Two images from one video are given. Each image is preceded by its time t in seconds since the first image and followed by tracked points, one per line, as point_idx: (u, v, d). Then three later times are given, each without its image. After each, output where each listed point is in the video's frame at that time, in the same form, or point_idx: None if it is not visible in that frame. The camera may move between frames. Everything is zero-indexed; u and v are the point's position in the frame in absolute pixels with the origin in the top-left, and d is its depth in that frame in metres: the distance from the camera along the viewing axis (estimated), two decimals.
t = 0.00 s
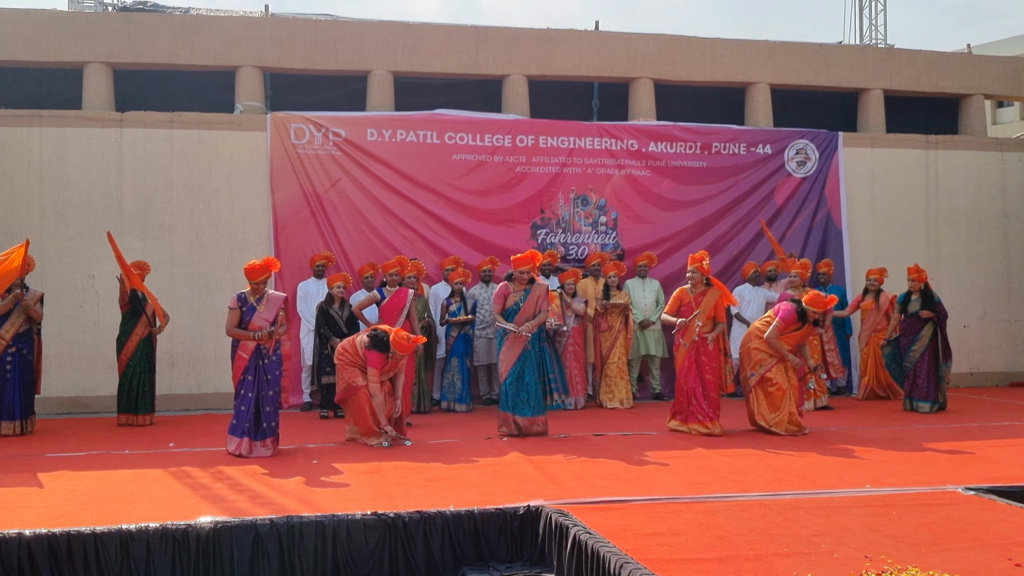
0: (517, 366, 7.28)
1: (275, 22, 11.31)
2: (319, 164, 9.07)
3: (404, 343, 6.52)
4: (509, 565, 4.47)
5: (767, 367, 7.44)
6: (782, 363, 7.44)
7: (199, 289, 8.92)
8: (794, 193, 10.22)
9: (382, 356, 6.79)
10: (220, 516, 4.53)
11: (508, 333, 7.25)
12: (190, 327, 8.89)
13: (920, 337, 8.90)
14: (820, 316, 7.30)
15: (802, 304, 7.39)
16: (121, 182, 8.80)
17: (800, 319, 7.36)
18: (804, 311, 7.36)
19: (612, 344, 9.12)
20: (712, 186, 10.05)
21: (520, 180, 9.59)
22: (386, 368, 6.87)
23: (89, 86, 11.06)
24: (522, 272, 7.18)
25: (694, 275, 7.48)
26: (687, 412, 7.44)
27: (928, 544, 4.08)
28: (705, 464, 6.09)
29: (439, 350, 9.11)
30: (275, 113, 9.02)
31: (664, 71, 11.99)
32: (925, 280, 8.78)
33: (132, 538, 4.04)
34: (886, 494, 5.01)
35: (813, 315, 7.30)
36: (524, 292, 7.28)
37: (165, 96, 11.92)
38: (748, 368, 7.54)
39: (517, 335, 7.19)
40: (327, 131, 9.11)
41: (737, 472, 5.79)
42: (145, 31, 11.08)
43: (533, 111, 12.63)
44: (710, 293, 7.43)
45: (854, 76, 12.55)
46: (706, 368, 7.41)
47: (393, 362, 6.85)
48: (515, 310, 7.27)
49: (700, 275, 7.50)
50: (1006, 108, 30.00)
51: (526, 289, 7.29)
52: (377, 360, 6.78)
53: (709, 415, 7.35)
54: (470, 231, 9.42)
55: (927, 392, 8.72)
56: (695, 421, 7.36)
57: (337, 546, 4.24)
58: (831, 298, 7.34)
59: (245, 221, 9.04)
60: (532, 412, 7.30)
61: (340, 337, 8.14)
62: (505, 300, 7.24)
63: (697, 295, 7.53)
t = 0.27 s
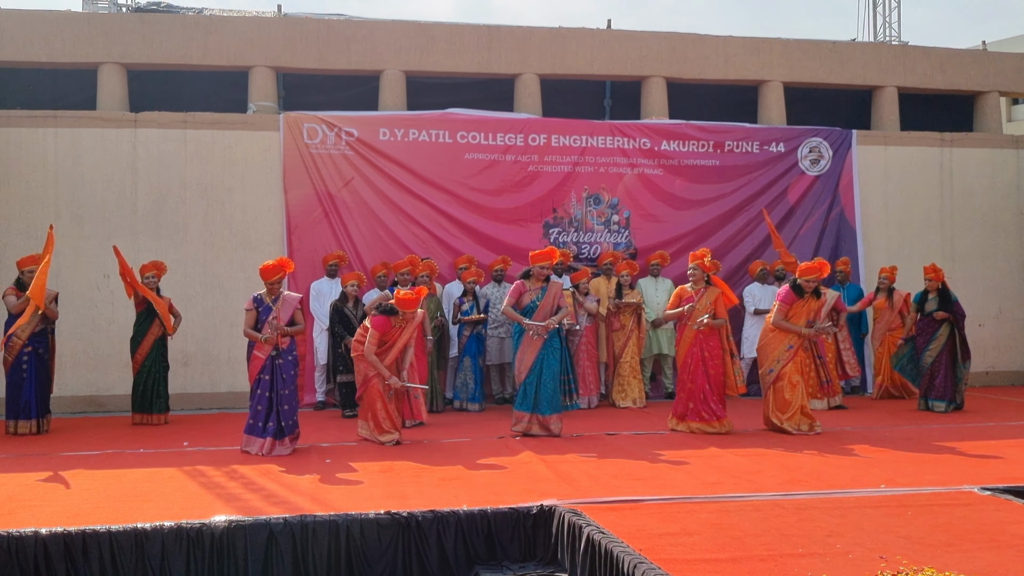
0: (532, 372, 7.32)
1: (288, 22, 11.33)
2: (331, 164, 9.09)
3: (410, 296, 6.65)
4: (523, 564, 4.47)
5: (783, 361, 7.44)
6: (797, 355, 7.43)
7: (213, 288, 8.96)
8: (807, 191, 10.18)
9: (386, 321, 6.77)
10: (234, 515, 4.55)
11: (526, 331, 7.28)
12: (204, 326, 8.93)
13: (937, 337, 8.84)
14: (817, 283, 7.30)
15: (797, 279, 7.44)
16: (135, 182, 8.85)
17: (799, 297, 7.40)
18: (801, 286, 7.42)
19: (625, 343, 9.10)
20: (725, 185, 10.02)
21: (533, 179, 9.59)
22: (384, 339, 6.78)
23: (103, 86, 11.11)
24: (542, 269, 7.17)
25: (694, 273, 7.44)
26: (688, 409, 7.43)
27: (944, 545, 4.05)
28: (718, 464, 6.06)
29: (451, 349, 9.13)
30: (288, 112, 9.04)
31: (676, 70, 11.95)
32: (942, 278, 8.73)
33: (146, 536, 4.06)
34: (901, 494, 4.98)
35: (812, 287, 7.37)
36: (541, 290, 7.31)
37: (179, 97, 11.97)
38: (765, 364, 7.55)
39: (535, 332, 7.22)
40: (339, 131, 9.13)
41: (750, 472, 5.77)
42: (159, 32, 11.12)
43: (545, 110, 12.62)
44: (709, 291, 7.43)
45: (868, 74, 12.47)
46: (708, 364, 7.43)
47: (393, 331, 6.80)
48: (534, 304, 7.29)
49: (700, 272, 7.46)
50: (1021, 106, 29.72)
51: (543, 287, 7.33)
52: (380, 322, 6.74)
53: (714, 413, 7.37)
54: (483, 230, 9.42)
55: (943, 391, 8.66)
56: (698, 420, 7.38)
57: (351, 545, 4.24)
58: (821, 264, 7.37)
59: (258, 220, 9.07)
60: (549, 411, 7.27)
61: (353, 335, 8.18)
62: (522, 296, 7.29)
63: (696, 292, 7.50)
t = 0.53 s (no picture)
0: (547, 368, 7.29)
1: (294, 24, 11.36)
2: (337, 166, 9.10)
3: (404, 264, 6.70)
4: (530, 566, 4.47)
5: (793, 356, 7.45)
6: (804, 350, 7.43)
7: (220, 291, 8.98)
8: (813, 191, 10.16)
9: (383, 296, 6.77)
10: (241, 518, 4.56)
11: (541, 329, 7.26)
12: (211, 328, 8.96)
13: (942, 337, 8.84)
14: (804, 271, 7.44)
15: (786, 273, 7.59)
16: (142, 186, 8.88)
17: (790, 291, 7.53)
18: (791, 280, 7.56)
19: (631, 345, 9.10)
20: (731, 185, 10.01)
21: (538, 180, 9.59)
22: (384, 316, 6.76)
23: (110, 90, 11.15)
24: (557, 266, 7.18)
25: (686, 275, 7.42)
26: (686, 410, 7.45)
27: (952, 546, 4.03)
28: (725, 465, 6.06)
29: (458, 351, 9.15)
30: (294, 115, 9.06)
31: (682, 70, 11.94)
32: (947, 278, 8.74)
33: (154, 540, 4.07)
34: (909, 496, 4.97)
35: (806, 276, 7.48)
36: (557, 287, 7.31)
37: (186, 100, 12.02)
38: (776, 360, 7.57)
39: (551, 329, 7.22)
40: (345, 133, 9.15)
41: (758, 473, 5.76)
42: (165, 36, 11.17)
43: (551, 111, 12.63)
44: (705, 290, 7.42)
45: (873, 73, 12.44)
46: (705, 364, 7.43)
47: (393, 308, 6.77)
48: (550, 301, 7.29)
49: (692, 274, 7.44)
50: None
51: (558, 285, 7.33)
52: (379, 300, 6.74)
53: (710, 415, 7.36)
54: (488, 232, 9.43)
55: (952, 392, 8.62)
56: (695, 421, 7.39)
57: (357, 548, 4.25)
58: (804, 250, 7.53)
59: (264, 223, 9.09)
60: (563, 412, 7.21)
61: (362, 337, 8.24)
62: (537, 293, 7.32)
63: (691, 293, 7.48)
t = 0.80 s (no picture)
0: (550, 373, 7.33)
1: (293, 23, 11.36)
2: (336, 165, 9.12)
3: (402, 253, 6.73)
4: (530, 564, 4.49)
5: (788, 348, 7.44)
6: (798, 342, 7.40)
7: (219, 290, 9.00)
8: (811, 188, 10.19)
9: (384, 290, 6.80)
10: (244, 516, 4.58)
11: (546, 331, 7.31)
12: (211, 328, 8.97)
13: (938, 333, 8.90)
14: (799, 266, 7.54)
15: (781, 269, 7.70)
16: (142, 185, 8.90)
17: (785, 286, 7.63)
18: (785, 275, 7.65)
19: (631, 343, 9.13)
20: (729, 182, 10.03)
21: (537, 178, 9.61)
22: (387, 309, 6.76)
23: (109, 90, 11.16)
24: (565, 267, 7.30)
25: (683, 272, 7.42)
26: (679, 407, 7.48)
27: (952, 542, 4.06)
28: (725, 462, 6.09)
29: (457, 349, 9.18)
30: (293, 114, 9.07)
31: (680, 68, 11.96)
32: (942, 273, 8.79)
33: (156, 539, 4.08)
34: (908, 491, 4.99)
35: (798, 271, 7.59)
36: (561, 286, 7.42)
37: (185, 100, 12.03)
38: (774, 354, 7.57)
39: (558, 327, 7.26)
40: (344, 132, 9.16)
41: (757, 469, 5.79)
42: (164, 36, 11.18)
43: (549, 109, 12.65)
44: (701, 288, 7.45)
45: (871, 70, 12.46)
46: (699, 362, 7.40)
47: (394, 301, 6.78)
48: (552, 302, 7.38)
49: (689, 271, 7.44)
50: None
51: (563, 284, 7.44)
52: (381, 293, 6.77)
53: (700, 414, 7.33)
54: (488, 230, 9.45)
55: (949, 387, 8.66)
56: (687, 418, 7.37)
57: (359, 546, 4.27)
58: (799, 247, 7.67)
59: (264, 222, 9.11)
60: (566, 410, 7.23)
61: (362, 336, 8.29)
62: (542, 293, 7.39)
63: (687, 292, 7.50)
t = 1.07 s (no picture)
0: (559, 368, 7.34)
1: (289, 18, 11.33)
2: (334, 159, 9.11)
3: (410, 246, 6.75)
4: (530, 558, 4.49)
5: (780, 344, 7.51)
6: (789, 337, 7.46)
7: (216, 285, 8.99)
8: (808, 183, 10.21)
9: (392, 283, 6.76)
10: (244, 511, 4.59)
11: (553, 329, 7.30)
12: (208, 323, 8.96)
13: (933, 328, 8.90)
14: (792, 261, 7.55)
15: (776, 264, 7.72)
16: (138, 180, 8.87)
17: (777, 281, 7.66)
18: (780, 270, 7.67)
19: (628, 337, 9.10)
20: (726, 177, 10.04)
21: (534, 174, 9.61)
22: (396, 303, 6.72)
23: (105, 84, 11.12)
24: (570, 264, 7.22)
25: (683, 264, 7.47)
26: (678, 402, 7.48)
27: (951, 535, 4.08)
28: (723, 456, 6.10)
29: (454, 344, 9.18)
30: (290, 109, 9.06)
31: (677, 63, 11.96)
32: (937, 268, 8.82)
33: (156, 533, 4.08)
34: (907, 485, 5.02)
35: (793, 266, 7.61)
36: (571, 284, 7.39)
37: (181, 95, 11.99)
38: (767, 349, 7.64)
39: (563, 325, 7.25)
40: (341, 127, 9.15)
41: (755, 463, 5.81)
42: (160, 30, 11.14)
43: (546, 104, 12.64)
44: (700, 282, 7.46)
45: (867, 65, 12.48)
46: (699, 357, 7.42)
47: (403, 295, 6.73)
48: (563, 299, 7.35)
49: (689, 264, 7.50)
50: (1019, 96, 29.61)
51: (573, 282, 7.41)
52: (389, 287, 6.72)
53: (699, 410, 7.32)
54: (485, 225, 9.45)
55: (946, 382, 8.70)
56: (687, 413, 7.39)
57: (360, 540, 4.28)
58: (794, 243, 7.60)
59: (261, 217, 9.09)
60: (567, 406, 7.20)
61: (358, 333, 8.31)
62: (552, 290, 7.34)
63: (687, 284, 7.49)
